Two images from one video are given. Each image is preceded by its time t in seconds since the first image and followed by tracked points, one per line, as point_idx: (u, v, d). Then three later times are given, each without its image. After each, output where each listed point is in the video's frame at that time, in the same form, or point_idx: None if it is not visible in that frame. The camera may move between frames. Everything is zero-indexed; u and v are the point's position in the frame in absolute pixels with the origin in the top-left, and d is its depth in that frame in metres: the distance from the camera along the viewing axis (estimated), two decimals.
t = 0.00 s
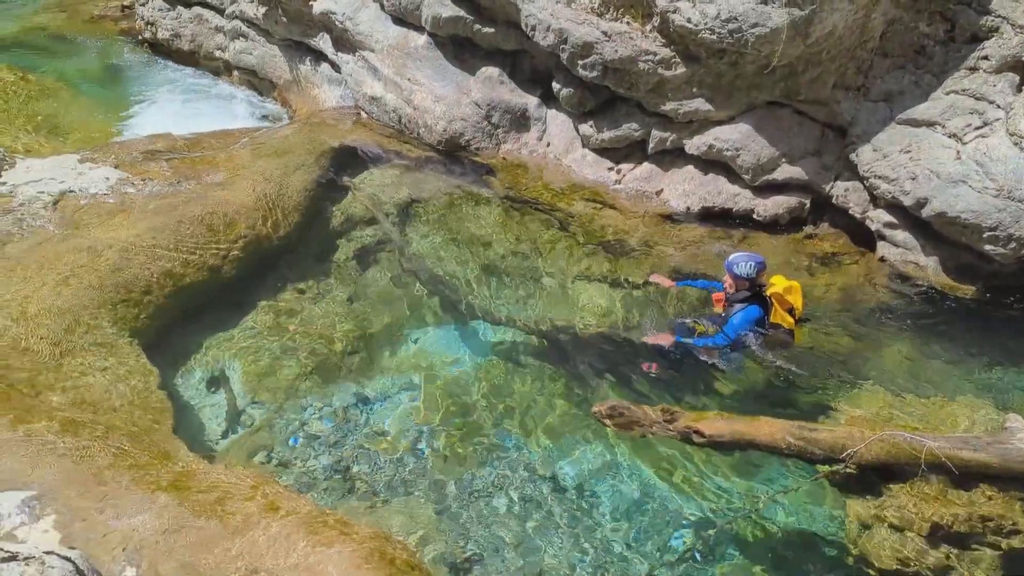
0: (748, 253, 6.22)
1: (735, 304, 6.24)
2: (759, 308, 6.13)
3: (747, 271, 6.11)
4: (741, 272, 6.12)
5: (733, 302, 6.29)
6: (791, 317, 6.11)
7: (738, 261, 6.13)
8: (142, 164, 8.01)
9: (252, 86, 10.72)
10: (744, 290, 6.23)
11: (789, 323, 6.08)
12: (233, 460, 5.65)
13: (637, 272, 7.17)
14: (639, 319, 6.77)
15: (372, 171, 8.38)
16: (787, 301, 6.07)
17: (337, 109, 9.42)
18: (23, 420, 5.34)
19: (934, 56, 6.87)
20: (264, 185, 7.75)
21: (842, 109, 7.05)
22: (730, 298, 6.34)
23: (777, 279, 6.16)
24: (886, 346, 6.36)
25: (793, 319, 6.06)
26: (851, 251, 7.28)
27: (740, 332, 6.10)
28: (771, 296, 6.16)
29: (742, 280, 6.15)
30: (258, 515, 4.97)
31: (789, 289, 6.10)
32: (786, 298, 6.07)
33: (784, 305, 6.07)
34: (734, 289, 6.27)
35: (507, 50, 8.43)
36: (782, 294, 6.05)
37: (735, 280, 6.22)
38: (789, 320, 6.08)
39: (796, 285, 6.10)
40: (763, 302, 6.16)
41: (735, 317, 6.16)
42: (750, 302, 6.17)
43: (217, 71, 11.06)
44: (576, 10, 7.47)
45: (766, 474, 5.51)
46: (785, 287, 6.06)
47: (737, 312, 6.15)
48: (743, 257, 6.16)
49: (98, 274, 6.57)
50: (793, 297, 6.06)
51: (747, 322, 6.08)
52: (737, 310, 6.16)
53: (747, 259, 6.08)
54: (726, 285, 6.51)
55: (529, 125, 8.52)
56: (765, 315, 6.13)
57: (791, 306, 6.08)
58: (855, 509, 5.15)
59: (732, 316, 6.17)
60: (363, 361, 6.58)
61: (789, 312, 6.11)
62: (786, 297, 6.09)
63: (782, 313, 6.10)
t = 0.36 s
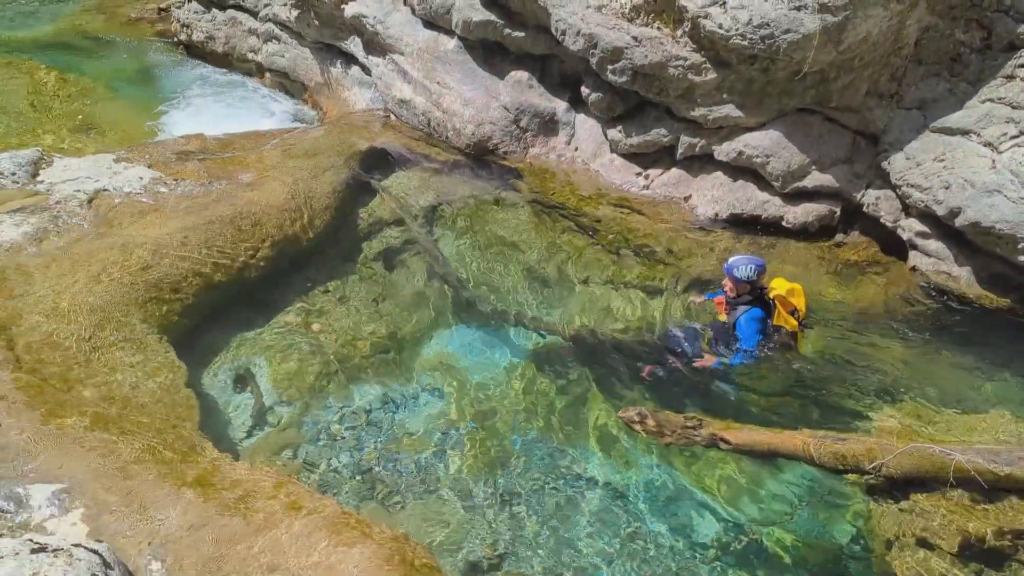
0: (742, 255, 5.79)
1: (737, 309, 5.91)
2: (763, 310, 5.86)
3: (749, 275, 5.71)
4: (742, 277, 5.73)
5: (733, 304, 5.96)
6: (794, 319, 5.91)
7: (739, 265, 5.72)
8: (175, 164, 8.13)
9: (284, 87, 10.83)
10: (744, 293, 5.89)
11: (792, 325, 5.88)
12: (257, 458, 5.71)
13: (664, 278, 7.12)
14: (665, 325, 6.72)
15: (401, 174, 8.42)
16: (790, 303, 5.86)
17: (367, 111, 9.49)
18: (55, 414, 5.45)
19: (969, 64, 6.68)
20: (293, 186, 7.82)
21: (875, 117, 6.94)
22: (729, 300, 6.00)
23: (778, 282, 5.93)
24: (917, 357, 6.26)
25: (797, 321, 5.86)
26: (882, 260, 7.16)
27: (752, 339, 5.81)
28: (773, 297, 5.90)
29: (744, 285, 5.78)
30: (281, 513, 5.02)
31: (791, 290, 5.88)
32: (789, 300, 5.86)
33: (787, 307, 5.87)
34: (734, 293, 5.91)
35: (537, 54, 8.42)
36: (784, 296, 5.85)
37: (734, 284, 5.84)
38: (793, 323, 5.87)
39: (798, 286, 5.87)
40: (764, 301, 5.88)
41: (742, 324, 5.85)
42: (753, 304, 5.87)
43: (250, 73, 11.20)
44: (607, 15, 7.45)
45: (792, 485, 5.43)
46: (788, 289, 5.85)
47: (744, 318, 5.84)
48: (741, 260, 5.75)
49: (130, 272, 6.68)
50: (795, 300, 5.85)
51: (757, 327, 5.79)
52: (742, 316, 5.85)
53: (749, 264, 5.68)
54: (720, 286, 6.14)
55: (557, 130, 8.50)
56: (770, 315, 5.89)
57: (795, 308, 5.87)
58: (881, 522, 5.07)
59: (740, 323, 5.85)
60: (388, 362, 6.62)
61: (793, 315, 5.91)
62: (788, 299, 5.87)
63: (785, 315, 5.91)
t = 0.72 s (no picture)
0: (743, 258, 5.91)
1: (736, 311, 6.08)
2: (762, 314, 6.01)
3: (748, 278, 5.83)
4: (741, 280, 5.86)
5: (733, 307, 6.14)
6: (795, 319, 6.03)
7: (738, 269, 5.85)
8: (206, 164, 8.24)
9: (314, 89, 10.94)
10: (743, 296, 6.06)
11: (794, 326, 6.00)
12: (279, 455, 5.76)
13: (688, 283, 7.06)
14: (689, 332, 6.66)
15: (427, 176, 8.45)
16: (790, 304, 5.99)
17: (395, 113, 9.54)
18: (83, 408, 5.55)
19: (1003, 70, 6.54)
20: (321, 187, 7.89)
21: (906, 122, 6.81)
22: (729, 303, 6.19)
23: (778, 282, 6.08)
24: (946, 368, 6.13)
25: (798, 322, 5.98)
26: (912, 268, 7.01)
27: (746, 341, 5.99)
28: (773, 300, 6.06)
29: (743, 288, 5.95)
30: (301, 510, 5.05)
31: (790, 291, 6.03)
32: (789, 300, 6.00)
33: (787, 308, 6.00)
34: (733, 296, 6.08)
35: (565, 58, 8.40)
36: (783, 297, 6.00)
37: (733, 286, 5.99)
38: (794, 324, 6.00)
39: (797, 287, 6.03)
40: (763, 305, 6.04)
41: (738, 325, 6.03)
42: (752, 308, 6.03)
43: (282, 74, 11.32)
44: (635, 18, 7.39)
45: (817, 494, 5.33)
46: (786, 289, 6.00)
47: (741, 320, 6.02)
48: (741, 263, 5.87)
49: (158, 270, 6.77)
50: (794, 300, 5.98)
51: (752, 330, 5.97)
52: (740, 318, 6.03)
53: (748, 268, 5.80)
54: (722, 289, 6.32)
55: (584, 133, 8.47)
56: (770, 319, 6.04)
57: (795, 308, 6.01)
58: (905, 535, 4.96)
59: (737, 326, 6.03)
60: (410, 363, 6.64)
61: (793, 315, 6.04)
62: (788, 299, 6.01)
63: (785, 316, 6.03)
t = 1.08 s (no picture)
0: (764, 266, 5.92)
1: (759, 319, 6.04)
2: (784, 322, 5.97)
3: (771, 287, 5.85)
4: (764, 289, 5.87)
5: (754, 315, 6.10)
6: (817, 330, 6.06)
7: (761, 277, 5.85)
8: (254, 168, 8.37)
9: (360, 95, 11.07)
10: (765, 304, 6.02)
11: (815, 337, 6.03)
12: (321, 456, 5.82)
13: (733, 296, 7.00)
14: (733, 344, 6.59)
15: (470, 183, 8.50)
16: (813, 314, 6.01)
17: (440, 120, 9.61)
18: (132, 405, 5.66)
19: None
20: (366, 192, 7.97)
21: (960, 137, 6.68)
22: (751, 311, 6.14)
23: (800, 292, 6.02)
24: (999, 388, 6.00)
25: (820, 332, 6.01)
26: (964, 285, 6.86)
27: (772, 351, 5.99)
28: (795, 308, 6.02)
29: (765, 296, 5.91)
30: (341, 512, 5.10)
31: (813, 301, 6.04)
32: (811, 311, 6.01)
33: (810, 319, 6.03)
34: (755, 304, 6.04)
35: (611, 67, 8.40)
36: (806, 307, 6.00)
37: (756, 294, 5.96)
38: (815, 335, 6.03)
39: (819, 297, 6.05)
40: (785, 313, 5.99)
41: (762, 335, 6.00)
42: (774, 316, 5.99)
43: (329, 81, 11.47)
44: (684, 28, 7.39)
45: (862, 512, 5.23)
46: (809, 300, 6.01)
47: (764, 329, 5.98)
48: (763, 272, 5.88)
49: (207, 271, 6.89)
50: (817, 311, 6.00)
51: (778, 340, 5.93)
52: (763, 328, 5.99)
53: (770, 276, 5.80)
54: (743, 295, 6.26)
55: (629, 142, 8.45)
56: (792, 327, 6.01)
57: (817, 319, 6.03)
58: (953, 558, 4.83)
59: (759, 334, 6.00)
60: (452, 369, 6.67)
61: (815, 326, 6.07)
62: (811, 310, 6.02)
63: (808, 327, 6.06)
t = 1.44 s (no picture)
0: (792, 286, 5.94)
1: (783, 340, 6.01)
2: (809, 344, 5.91)
3: (796, 307, 5.85)
4: (789, 309, 5.86)
5: (780, 336, 6.06)
6: (842, 352, 5.87)
7: (786, 296, 5.86)
8: (305, 177, 8.49)
9: (409, 108, 11.17)
10: (791, 325, 5.99)
11: (841, 359, 5.84)
12: (364, 466, 5.86)
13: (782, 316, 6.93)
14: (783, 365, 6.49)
15: (516, 197, 8.54)
16: (839, 337, 5.82)
17: (488, 133, 9.66)
18: (183, 408, 5.76)
19: None
20: (414, 203, 8.04)
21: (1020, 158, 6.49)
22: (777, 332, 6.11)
23: (826, 314, 5.89)
24: None
25: (846, 356, 5.82)
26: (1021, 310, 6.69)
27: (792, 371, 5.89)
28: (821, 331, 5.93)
29: (791, 316, 5.89)
30: (384, 522, 5.13)
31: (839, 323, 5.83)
32: (837, 333, 5.81)
33: (835, 341, 5.84)
34: (781, 324, 6.02)
35: (661, 83, 8.38)
36: (833, 330, 5.80)
37: (782, 314, 5.96)
38: (841, 357, 5.84)
39: (846, 319, 5.84)
40: (812, 336, 5.94)
41: (785, 355, 5.94)
42: (800, 338, 5.94)
43: (378, 93, 11.61)
44: (736, 44, 7.36)
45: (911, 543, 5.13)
46: (836, 323, 5.81)
47: (787, 350, 5.93)
48: (790, 292, 5.89)
49: (258, 278, 6.99)
50: (843, 333, 5.80)
51: (799, 361, 5.86)
52: (786, 348, 5.94)
53: (796, 296, 5.81)
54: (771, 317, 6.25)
55: (677, 158, 8.41)
56: (817, 350, 5.92)
57: (844, 342, 5.83)
58: None
59: (782, 354, 5.95)
60: (497, 381, 6.68)
61: (841, 347, 5.87)
62: (837, 332, 5.83)
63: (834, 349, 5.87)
